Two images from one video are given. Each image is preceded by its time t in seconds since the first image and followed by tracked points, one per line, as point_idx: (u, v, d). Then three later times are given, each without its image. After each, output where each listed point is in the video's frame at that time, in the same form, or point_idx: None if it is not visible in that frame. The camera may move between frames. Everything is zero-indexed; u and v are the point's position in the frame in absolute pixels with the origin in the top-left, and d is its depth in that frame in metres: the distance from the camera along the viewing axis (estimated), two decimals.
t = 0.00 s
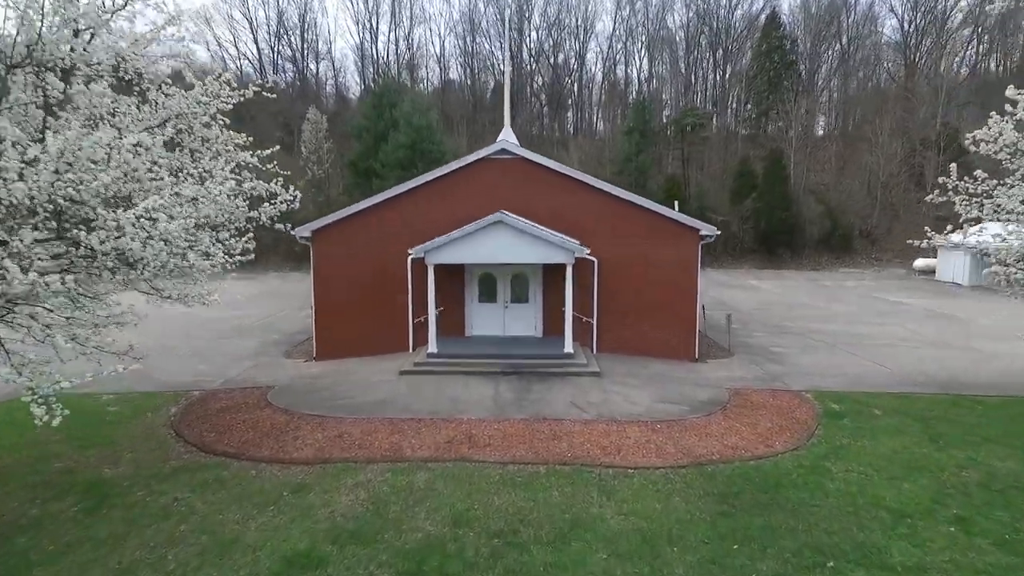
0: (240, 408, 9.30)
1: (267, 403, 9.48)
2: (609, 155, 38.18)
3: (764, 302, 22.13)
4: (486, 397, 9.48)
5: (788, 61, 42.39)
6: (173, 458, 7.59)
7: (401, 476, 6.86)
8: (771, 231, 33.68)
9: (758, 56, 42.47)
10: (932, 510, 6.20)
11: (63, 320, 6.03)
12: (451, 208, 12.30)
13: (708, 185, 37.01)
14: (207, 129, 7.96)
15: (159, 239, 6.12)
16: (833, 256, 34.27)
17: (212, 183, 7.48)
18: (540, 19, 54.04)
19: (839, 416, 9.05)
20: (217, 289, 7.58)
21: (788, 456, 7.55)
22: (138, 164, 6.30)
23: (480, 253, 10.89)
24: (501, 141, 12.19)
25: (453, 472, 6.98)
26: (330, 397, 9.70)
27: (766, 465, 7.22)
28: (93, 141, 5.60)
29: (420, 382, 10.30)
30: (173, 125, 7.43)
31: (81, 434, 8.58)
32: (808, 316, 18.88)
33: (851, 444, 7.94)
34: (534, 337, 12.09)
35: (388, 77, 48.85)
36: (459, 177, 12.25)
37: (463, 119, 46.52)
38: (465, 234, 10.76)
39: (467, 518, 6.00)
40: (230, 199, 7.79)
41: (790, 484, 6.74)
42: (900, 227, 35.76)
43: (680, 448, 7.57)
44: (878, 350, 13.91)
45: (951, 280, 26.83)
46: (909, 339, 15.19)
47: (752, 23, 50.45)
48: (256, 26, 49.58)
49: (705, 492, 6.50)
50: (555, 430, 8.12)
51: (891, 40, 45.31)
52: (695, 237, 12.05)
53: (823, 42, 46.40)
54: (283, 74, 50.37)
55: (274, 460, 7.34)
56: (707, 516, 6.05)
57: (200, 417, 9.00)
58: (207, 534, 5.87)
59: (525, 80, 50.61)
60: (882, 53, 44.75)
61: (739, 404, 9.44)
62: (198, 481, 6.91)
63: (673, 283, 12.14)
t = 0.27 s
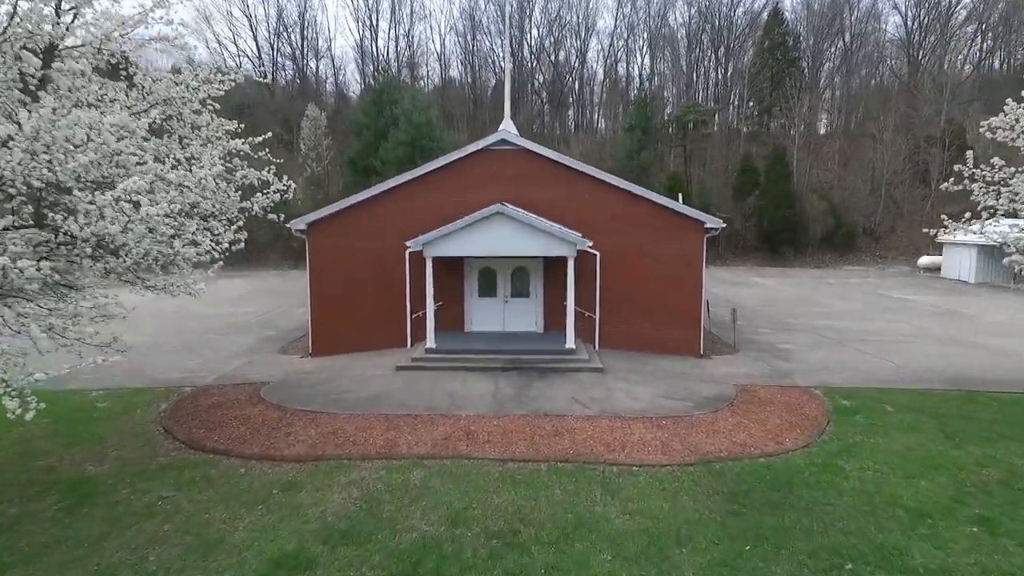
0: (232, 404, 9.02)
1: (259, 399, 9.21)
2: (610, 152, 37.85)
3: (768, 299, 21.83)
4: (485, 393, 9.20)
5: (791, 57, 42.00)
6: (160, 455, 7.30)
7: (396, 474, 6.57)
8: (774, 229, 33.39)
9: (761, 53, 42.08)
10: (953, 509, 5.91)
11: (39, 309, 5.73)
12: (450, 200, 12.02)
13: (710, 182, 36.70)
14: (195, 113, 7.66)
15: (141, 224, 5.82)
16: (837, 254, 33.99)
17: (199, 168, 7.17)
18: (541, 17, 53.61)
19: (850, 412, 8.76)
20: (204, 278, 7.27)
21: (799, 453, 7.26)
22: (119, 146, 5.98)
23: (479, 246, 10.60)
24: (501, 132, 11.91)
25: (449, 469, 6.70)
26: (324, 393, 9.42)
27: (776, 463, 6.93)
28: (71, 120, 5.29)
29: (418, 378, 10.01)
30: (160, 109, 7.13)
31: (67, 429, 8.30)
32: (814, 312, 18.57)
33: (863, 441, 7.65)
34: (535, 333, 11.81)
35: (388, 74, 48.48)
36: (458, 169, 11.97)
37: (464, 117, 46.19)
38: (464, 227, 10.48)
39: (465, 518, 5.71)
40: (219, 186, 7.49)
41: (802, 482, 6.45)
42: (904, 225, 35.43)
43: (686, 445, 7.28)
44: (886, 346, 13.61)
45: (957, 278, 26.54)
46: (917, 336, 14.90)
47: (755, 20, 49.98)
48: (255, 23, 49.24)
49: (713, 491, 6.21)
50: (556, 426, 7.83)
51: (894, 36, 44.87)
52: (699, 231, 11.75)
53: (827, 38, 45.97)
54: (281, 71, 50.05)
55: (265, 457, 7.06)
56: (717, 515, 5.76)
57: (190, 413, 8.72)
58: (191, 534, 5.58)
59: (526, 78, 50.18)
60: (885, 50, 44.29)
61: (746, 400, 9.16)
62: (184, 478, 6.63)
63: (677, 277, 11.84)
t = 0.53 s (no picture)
0: (225, 401, 8.79)
1: (254, 395, 8.98)
2: (612, 150, 37.59)
3: (772, 297, 21.57)
4: (486, 389, 8.97)
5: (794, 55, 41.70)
6: (148, 453, 7.07)
7: (392, 473, 6.34)
8: (777, 227, 33.13)
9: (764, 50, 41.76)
10: (972, 509, 5.66)
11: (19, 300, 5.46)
12: (450, 194, 11.77)
13: (713, 180, 36.45)
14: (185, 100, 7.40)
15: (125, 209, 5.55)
16: (841, 252, 33.80)
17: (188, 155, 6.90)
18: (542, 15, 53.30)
19: (862, 410, 8.49)
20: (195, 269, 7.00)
21: (809, 451, 7.02)
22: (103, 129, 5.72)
23: (479, 240, 10.37)
24: (502, 124, 11.67)
25: (448, 468, 6.46)
26: (320, 390, 9.19)
27: (786, 462, 6.68)
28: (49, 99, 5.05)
29: (417, 374, 9.78)
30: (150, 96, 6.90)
31: (54, 426, 8.07)
32: (820, 309, 18.31)
33: (876, 439, 7.40)
34: (537, 329, 11.57)
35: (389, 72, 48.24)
36: (458, 162, 11.73)
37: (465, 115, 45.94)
38: (464, 220, 10.24)
39: (463, 518, 5.47)
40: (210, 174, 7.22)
41: (814, 481, 6.20)
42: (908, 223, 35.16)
43: (694, 443, 7.04)
44: (895, 343, 13.35)
45: (963, 276, 26.27)
46: (926, 333, 14.65)
47: (757, 18, 49.62)
48: (256, 21, 49.01)
49: (722, 490, 5.97)
50: (558, 424, 7.59)
51: (898, 34, 44.51)
52: (706, 226, 11.52)
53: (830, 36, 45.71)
54: (281, 69, 49.81)
55: (257, 455, 6.83)
56: (726, 515, 5.52)
57: (181, 410, 8.49)
58: (177, 535, 5.34)
59: (527, 77, 49.83)
60: (888, 47, 44.02)
61: (753, 397, 8.91)
62: (172, 477, 6.39)
63: (684, 274, 11.60)
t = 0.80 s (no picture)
0: (218, 398, 8.53)
1: (247, 393, 8.71)
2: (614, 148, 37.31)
3: (777, 295, 21.29)
4: (487, 386, 8.69)
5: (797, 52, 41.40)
6: (136, 452, 6.81)
7: (389, 473, 6.06)
8: (780, 225, 32.85)
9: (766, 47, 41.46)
10: (997, 512, 5.37)
11: None
12: (450, 187, 11.50)
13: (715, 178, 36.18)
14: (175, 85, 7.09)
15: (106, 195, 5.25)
16: (845, 251, 33.56)
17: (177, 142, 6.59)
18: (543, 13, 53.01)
19: (876, 408, 8.21)
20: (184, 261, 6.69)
21: (823, 450, 6.74)
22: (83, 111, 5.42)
23: (479, 233, 10.09)
24: (503, 115, 11.39)
25: (446, 467, 6.18)
26: (316, 387, 8.92)
27: (799, 461, 6.41)
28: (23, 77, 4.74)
29: (415, 371, 9.51)
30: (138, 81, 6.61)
31: (41, 424, 7.81)
32: (826, 307, 18.02)
33: (892, 438, 7.11)
34: (539, 326, 11.29)
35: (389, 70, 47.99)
36: (458, 154, 11.46)
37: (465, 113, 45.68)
38: (464, 213, 9.96)
39: (462, 521, 5.19)
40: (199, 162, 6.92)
41: (830, 482, 5.92)
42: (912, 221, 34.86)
43: (703, 442, 6.76)
44: (905, 340, 13.06)
45: (969, 274, 25.98)
46: (935, 330, 14.36)
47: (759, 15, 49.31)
48: (255, 19, 48.77)
49: (735, 491, 5.69)
50: (562, 422, 7.30)
51: (901, 31, 44.20)
52: (712, 222, 11.25)
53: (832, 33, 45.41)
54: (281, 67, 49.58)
55: (248, 455, 6.55)
56: (739, 518, 5.23)
57: (172, 407, 8.22)
58: (160, 539, 5.06)
59: (528, 74, 49.54)
60: (891, 44, 43.74)
61: (762, 395, 8.63)
62: (158, 478, 6.12)
63: (689, 269, 11.34)
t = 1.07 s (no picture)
0: (212, 398, 8.30)
1: (242, 393, 8.48)
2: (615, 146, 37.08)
3: (781, 294, 21.03)
4: (488, 386, 8.45)
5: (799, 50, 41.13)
6: (125, 455, 6.58)
7: (386, 476, 5.83)
8: (783, 224, 32.62)
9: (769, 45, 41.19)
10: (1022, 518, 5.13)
11: None
12: (450, 183, 11.26)
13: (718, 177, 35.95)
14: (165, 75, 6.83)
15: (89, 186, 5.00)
16: (848, 249, 33.36)
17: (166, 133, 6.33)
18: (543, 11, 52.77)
19: (888, 409, 7.97)
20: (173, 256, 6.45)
21: (836, 453, 6.50)
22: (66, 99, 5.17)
23: (480, 230, 9.85)
24: (504, 109, 11.16)
25: (446, 471, 5.95)
26: (313, 388, 8.69)
27: (812, 464, 6.17)
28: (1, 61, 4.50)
29: (415, 371, 9.28)
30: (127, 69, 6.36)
31: (28, 426, 7.58)
32: (831, 306, 17.76)
33: (907, 440, 6.88)
34: (541, 324, 11.06)
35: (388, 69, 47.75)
36: (459, 149, 11.23)
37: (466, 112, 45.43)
38: (465, 209, 9.73)
39: (463, 527, 4.95)
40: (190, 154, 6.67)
41: (846, 486, 5.68)
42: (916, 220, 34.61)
43: (712, 444, 6.53)
44: (914, 339, 12.81)
45: (974, 272, 25.73)
46: (944, 329, 14.11)
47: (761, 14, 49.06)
48: (255, 17, 48.54)
49: (747, 496, 5.46)
50: (565, 424, 7.06)
51: (903, 29, 43.92)
52: (717, 219, 11.02)
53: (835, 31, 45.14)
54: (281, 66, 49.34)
55: (240, 457, 6.32)
56: (753, 525, 5.00)
57: (164, 408, 7.99)
58: (146, 546, 4.83)
59: (528, 73, 49.31)
60: (894, 42, 43.48)
61: (771, 395, 8.39)
62: (147, 481, 5.89)
63: (694, 267, 11.10)
